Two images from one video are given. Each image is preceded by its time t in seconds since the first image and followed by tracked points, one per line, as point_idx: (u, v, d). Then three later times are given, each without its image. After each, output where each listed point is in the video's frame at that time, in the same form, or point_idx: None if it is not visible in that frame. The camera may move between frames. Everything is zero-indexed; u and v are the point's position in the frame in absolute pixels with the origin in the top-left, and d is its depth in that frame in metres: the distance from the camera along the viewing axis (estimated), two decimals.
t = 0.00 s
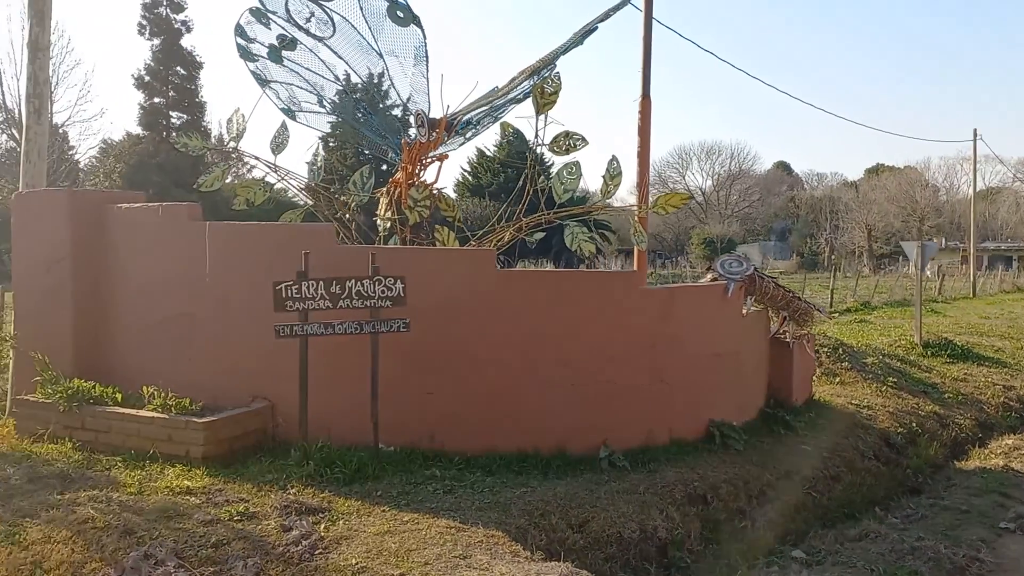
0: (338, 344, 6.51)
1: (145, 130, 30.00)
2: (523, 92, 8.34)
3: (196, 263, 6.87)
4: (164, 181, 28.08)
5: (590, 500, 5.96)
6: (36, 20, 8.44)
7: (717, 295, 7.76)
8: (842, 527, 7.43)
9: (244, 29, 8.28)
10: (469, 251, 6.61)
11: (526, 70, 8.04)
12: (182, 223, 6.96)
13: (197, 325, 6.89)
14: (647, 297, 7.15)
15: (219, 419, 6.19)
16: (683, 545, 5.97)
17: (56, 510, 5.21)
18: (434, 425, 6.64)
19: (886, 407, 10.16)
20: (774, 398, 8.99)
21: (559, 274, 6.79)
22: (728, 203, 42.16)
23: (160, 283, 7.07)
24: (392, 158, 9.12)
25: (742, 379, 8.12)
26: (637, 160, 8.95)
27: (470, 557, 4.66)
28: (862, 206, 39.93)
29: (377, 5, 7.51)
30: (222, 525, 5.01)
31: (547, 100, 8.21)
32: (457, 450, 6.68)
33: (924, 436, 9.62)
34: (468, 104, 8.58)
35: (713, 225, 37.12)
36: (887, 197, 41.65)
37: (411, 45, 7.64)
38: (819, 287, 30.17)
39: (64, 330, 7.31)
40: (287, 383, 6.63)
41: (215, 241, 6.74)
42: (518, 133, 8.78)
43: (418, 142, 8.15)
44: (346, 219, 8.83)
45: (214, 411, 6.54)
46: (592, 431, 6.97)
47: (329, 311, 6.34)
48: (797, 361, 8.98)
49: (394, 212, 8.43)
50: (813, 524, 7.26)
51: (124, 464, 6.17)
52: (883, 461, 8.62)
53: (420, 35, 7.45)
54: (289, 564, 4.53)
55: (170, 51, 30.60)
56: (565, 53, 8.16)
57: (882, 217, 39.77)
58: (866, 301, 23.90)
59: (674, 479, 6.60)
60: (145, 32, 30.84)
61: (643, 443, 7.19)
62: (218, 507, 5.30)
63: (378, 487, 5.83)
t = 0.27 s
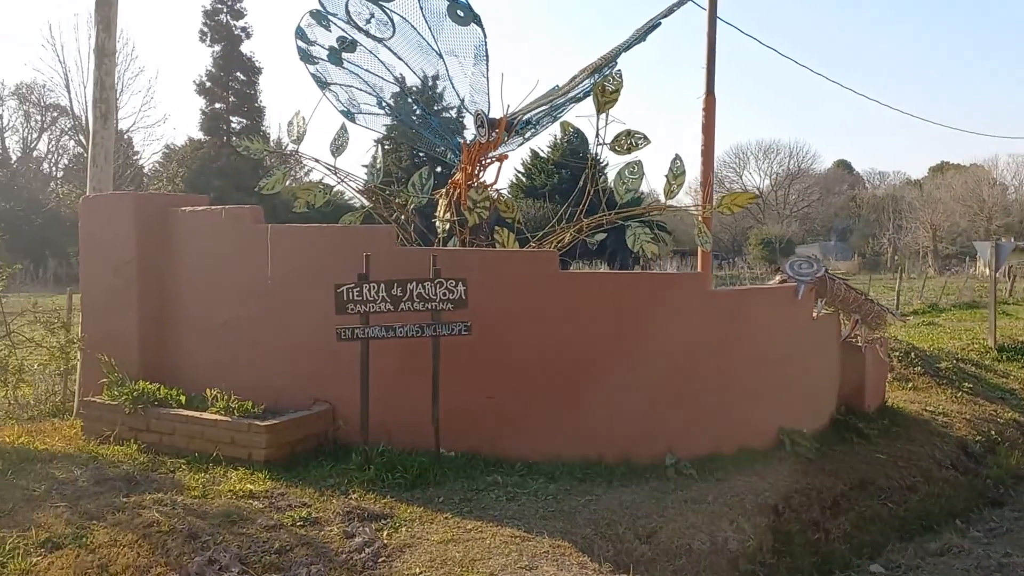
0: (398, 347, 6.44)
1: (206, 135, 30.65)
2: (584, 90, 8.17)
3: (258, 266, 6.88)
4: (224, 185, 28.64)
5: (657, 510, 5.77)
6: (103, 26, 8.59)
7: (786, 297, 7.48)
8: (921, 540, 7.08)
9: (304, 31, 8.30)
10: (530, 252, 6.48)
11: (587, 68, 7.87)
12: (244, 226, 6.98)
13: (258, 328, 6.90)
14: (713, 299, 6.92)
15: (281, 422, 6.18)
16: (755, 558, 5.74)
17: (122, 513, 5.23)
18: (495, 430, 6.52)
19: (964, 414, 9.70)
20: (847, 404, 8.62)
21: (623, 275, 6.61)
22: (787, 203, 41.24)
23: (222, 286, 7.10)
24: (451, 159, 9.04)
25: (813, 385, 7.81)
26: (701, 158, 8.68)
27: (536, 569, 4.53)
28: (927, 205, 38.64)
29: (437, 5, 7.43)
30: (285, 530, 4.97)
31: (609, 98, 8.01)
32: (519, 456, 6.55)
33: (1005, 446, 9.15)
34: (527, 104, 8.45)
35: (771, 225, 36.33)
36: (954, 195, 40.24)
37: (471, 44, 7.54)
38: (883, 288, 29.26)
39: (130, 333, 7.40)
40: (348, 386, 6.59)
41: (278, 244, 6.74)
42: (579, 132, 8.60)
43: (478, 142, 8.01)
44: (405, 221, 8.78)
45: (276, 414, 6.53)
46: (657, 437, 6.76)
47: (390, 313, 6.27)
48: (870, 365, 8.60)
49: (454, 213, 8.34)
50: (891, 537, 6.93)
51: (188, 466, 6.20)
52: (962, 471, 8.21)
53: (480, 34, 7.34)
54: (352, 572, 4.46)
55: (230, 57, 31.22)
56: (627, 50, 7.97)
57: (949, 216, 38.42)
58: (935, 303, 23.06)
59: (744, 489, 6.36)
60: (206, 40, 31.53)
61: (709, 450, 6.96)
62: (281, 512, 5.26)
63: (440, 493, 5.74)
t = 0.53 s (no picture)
0: (452, 352, 6.36)
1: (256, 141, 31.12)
2: (638, 91, 7.99)
3: (311, 269, 6.87)
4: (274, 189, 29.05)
5: (718, 522, 5.59)
6: (159, 33, 8.70)
7: (850, 302, 7.21)
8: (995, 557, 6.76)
9: (356, 35, 8.29)
10: (585, 256, 6.34)
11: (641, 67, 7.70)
12: (297, 230, 6.97)
13: (311, 332, 6.89)
14: (774, 304, 6.70)
15: (334, 427, 6.14)
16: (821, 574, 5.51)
17: (178, 517, 5.24)
18: (549, 438, 6.40)
19: None
20: (912, 413, 8.26)
21: (680, 279, 6.43)
22: (840, 205, 40.35)
23: (275, 289, 7.11)
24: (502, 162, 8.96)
25: (878, 393, 7.52)
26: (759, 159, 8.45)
27: None
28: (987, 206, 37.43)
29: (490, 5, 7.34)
30: (339, 538, 4.92)
31: (664, 98, 7.83)
32: (573, 464, 6.42)
33: None
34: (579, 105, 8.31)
35: (823, 228, 35.57)
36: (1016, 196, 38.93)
37: (523, 45, 7.43)
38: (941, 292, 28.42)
39: (185, 336, 7.45)
40: (400, 391, 6.53)
41: (330, 247, 6.72)
42: (632, 133, 8.42)
43: (529, 145, 7.86)
44: (456, 224, 8.71)
45: (329, 419, 6.50)
46: (716, 447, 6.57)
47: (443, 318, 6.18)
48: (938, 373, 8.25)
49: (505, 216, 8.24)
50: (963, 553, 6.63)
51: (242, 471, 6.20)
52: None
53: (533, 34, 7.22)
54: None
55: (280, 63, 31.67)
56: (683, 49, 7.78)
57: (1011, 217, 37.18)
58: (997, 307, 22.29)
59: (808, 501, 6.13)
60: (257, 46, 32.03)
61: (770, 460, 6.74)
62: (335, 519, 5.21)
63: (494, 502, 5.63)
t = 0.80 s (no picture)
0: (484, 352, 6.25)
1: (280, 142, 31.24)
2: (671, 88, 7.85)
3: (341, 269, 6.80)
4: (297, 191, 29.13)
5: (759, 529, 5.43)
6: (187, 31, 8.67)
7: (890, 303, 7.03)
8: None
9: (385, 32, 8.20)
10: (620, 255, 6.22)
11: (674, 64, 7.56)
12: (327, 229, 6.90)
13: (341, 332, 6.81)
14: (813, 305, 6.54)
15: (365, 428, 6.05)
16: None
17: (209, 519, 5.17)
18: (582, 441, 6.28)
19: None
20: (952, 417, 8.00)
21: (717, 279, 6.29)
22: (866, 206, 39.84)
23: (305, 289, 7.04)
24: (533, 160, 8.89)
25: (919, 397, 7.32)
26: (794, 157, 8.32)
27: None
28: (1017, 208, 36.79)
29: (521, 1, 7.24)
30: (373, 542, 4.83)
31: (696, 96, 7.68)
32: (607, 468, 6.29)
33: None
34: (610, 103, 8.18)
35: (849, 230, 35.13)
36: None
37: (555, 41, 7.32)
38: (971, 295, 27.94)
39: (213, 336, 7.40)
40: (431, 393, 6.44)
41: (361, 247, 6.65)
42: (663, 131, 8.27)
43: (559, 143, 7.76)
44: (485, 224, 8.61)
45: (359, 420, 6.41)
46: (754, 451, 6.41)
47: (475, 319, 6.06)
48: (980, 377, 8.03)
49: (535, 216, 8.13)
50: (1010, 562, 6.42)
51: (272, 472, 6.13)
52: None
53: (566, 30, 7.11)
54: None
55: (303, 65, 31.77)
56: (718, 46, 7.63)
57: None
58: None
59: (850, 508, 5.96)
60: (280, 48, 32.16)
61: (809, 465, 6.57)
62: (368, 522, 5.12)
63: (529, 506, 5.52)
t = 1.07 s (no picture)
0: (505, 352, 6.14)
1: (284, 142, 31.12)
2: (689, 85, 7.71)
3: (357, 268, 6.69)
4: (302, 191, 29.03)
5: (788, 533, 5.32)
6: (198, 27, 8.57)
7: (916, 302, 6.89)
8: None
9: (399, 28, 8.08)
10: (643, 254, 6.10)
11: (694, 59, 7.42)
12: (343, 226, 6.78)
13: (357, 332, 6.70)
14: (839, 304, 6.42)
15: (384, 430, 5.94)
16: None
17: (227, 523, 5.06)
18: (605, 442, 6.17)
19: None
20: (976, 417, 7.81)
21: (742, 278, 6.17)
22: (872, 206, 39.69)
23: (320, 288, 6.94)
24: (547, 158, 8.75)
25: (945, 398, 7.19)
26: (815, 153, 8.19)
27: None
28: None
29: None
30: (396, 547, 4.71)
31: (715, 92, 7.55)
32: (630, 470, 6.17)
33: None
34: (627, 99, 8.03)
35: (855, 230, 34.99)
36: None
37: (573, 35, 7.19)
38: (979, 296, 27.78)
39: (227, 336, 7.29)
40: (450, 394, 6.33)
41: (378, 245, 6.55)
42: (682, 127, 8.06)
43: (577, 140, 7.62)
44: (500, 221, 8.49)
45: (377, 421, 6.31)
46: (779, 453, 6.29)
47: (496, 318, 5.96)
48: (1004, 377, 7.90)
49: (552, 214, 8.02)
50: None
51: (289, 474, 6.02)
52: None
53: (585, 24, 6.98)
54: None
55: (308, 65, 31.67)
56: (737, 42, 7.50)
57: None
58: None
59: (879, 510, 5.84)
60: (284, 48, 32.06)
61: (835, 467, 6.45)
62: (389, 526, 5.01)
63: (552, 509, 5.41)
